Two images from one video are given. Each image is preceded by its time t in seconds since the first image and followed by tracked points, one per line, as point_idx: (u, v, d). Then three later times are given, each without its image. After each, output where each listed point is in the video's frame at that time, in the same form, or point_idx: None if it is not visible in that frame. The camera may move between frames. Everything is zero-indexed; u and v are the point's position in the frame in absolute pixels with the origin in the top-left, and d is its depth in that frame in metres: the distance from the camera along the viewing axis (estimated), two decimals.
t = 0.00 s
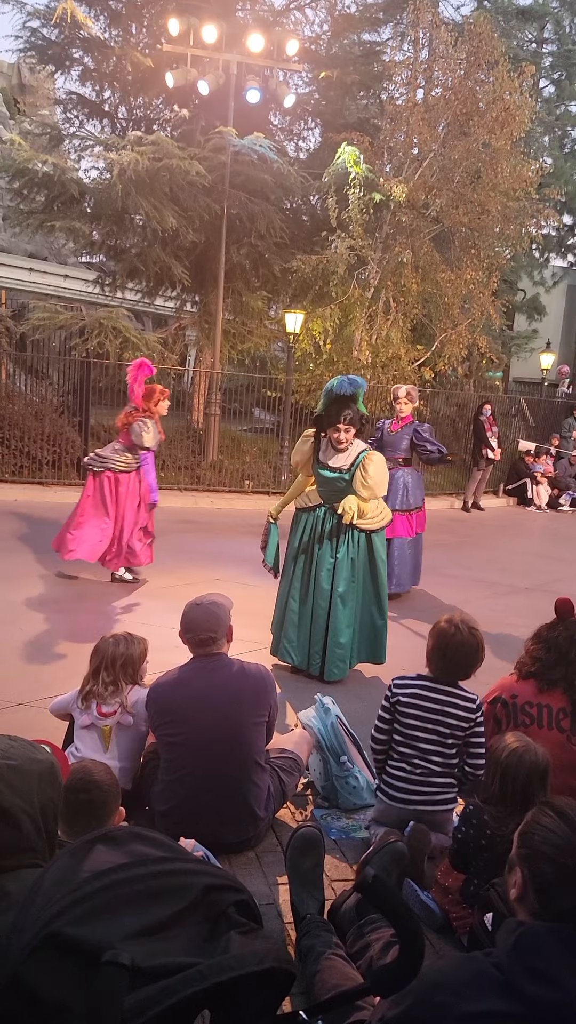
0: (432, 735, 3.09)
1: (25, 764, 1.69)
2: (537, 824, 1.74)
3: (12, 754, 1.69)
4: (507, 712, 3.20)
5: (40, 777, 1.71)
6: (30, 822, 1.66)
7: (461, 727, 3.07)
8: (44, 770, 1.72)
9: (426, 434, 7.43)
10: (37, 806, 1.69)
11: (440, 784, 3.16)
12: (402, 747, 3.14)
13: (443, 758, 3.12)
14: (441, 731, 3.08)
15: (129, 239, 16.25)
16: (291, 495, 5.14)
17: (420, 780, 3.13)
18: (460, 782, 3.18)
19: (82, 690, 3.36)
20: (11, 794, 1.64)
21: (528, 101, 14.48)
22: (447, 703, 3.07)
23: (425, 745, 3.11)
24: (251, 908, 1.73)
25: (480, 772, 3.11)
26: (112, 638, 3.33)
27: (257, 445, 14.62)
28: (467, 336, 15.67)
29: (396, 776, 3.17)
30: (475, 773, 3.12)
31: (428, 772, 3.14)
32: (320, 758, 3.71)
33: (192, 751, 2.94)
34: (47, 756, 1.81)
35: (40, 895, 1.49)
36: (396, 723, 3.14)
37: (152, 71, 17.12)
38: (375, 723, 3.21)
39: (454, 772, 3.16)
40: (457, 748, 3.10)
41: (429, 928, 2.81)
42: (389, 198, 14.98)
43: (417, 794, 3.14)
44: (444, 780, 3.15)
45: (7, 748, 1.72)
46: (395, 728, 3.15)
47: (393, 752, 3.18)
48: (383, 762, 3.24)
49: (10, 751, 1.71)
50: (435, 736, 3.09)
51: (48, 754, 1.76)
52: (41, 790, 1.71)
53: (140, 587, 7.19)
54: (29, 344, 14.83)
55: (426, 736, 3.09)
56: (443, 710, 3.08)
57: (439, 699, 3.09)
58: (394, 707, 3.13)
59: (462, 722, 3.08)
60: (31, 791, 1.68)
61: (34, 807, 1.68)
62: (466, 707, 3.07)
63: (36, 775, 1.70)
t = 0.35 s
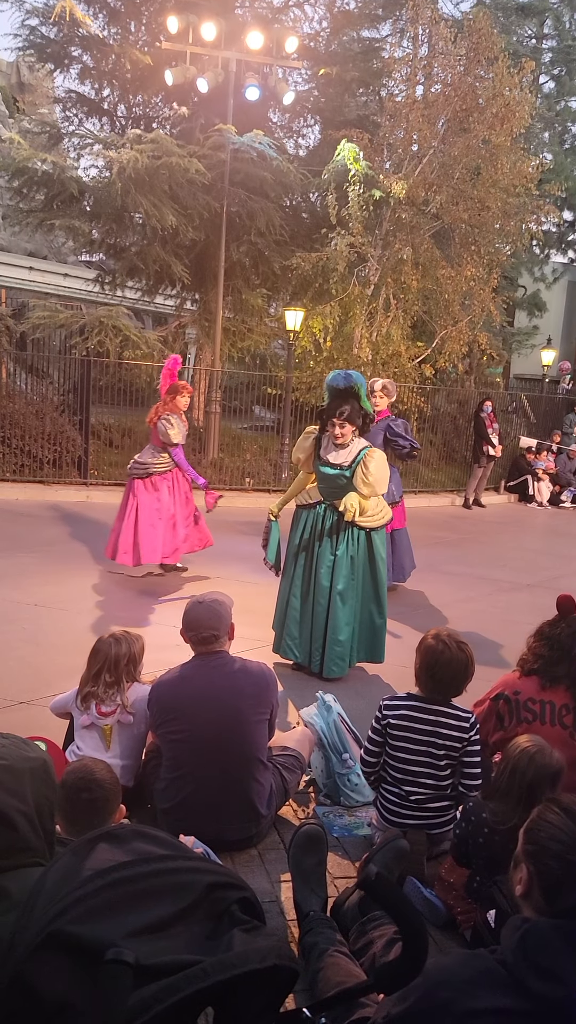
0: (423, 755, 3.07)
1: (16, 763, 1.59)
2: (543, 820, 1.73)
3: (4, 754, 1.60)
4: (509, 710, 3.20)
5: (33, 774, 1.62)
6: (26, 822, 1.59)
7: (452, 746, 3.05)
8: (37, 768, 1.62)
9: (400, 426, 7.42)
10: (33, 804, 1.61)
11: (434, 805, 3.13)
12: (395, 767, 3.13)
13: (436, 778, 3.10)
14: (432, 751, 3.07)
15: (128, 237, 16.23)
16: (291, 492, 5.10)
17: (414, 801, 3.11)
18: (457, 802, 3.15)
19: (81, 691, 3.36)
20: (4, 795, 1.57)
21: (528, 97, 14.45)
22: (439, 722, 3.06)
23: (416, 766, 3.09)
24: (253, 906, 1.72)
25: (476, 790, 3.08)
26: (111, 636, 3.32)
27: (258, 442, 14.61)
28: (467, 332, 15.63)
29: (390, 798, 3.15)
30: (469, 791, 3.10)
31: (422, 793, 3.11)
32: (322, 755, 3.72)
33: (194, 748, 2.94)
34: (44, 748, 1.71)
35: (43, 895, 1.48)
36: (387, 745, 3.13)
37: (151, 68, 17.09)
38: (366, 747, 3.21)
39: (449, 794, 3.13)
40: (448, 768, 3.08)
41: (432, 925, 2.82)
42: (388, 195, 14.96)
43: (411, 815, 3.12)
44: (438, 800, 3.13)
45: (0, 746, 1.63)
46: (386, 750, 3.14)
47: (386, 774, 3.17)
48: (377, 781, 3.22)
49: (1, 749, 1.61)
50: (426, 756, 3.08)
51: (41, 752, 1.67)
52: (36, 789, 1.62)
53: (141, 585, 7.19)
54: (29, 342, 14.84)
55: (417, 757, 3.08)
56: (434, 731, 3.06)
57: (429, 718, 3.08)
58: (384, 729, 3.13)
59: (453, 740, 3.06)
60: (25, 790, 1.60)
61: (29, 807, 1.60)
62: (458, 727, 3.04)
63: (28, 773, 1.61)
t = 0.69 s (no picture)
0: (430, 749, 3.08)
1: (9, 766, 1.58)
2: (548, 816, 1.73)
3: None
4: (514, 705, 3.19)
5: (27, 776, 1.61)
6: (25, 823, 1.59)
7: (458, 739, 3.05)
8: (31, 767, 1.61)
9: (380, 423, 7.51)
10: (30, 806, 1.60)
11: (440, 800, 3.12)
12: (401, 761, 3.13)
13: (442, 774, 3.10)
14: (439, 744, 3.07)
15: (130, 236, 16.22)
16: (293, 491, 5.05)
17: (421, 796, 3.11)
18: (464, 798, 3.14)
19: (84, 691, 3.36)
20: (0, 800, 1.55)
21: (529, 92, 14.41)
22: (445, 716, 3.06)
23: (423, 760, 3.09)
24: (259, 904, 1.72)
25: (484, 786, 3.06)
26: (113, 635, 3.32)
27: (260, 441, 14.59)
28: (469, 329, 15.58)
29: (396, 791, 3.16)
30: (476, 786, 3.08)
31: (428, 787, 3.11)
32: (327, 753, 3.72)
33: (200, 746, 2.94)
34: (37, 747, 1.70)
35: (48, 895, 1.49)
36: (394, 738, 3.15)
37: (152, 66, 17.10)
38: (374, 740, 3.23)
39: (455, 789, 3.13)
40: (455, 762, 3.08)
41: (438, 922, 2.83)
42: (390, 192, 14.93)
43: (417, 809, 3.11)
44: (445, 794, 3.12)
45: None
46: (393, 744, 3.16)
47: (393, 767, 3.17)
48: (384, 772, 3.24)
49: None
50: (433, 750, 3.08)
51: (36, 751, 1.66)
52: (31, 788, 1.62)
53: (145, 583, 7.22)
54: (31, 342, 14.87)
55: (424, 750, 3.09)
56: (439, 724, 3.07)
57: (435, 713, 3.08)
58: (390, 724, 3.14)
59: (460, 733, 3.07)
60: (21, 793, 1.59)
61: (26, 808, 1.59)
62: (462, 717, 3.06)
63: (22, 774, 1.60)
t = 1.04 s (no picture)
0: (433, 745, 3.08)
1: (11, 766, 1.58)
2: (554, 813, 1.72)
3: None
4: (518, 703, 3.18)
5: (30, 775, 1.60)
6: (28, 822, 1.58)
7: (461, 734, 3.04)
8: (34, 767, 1.61)
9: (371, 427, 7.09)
10: (33, 806, 1.60)
11: (445, 796, 3.11)
12: (405, 757, 3.14)
13: (446, 770, 3.09)
14: (441, 739, 3.07)
15: (132, 234, 16.20)
16: (296, 489, 5.09)
17: (425, 792, 3.10)
18: (467, 796, 3.12)
19: (88, 689, 3.36)
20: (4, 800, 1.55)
21: (531, 87, 14.37)
22: (448, 712, 3.06)
23: (426, 756, 3.09)
24: (264, 901, 1.71)
25: (487, 781, 3.03)
26: (117, 633, 3.33)
27: (263, 438, 14.60)
28: (472, 325, 15.55)
29: (401, 787, 3.15)
30: (480, 782, 3.05)
31: (432, 783, 3.10)
32: (331, 750, 3.71)
33: (204, 743, 2.94)
34: (40, 745, 1.70)
35: (53, 892, 1.49)
36: (398, 734, 3.15)
37: (152, 64, 17.07)
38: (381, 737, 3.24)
39: (459, 785, 3.11)
40: (457, 757, 3.07)
41: (444, 919, 2.83)
42: (391, 188, 14.90)
43: (420, 805, 3.10)
44: (448, 791, 3.11)
45: None
46: (397, 740, 3.16)
47: (397, 763, 3.18)
48: (389, 768, 3.24)
49: None
50: (436, 745, 3.07)
51: (40, 752, 1.66)
52: (35, 788, 1.62)
53: (148, 582, 7.23)
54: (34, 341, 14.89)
55: (427, 745, 3.08)
56: (442, 719, 3.07)
57: (439, 709, 3.08)
58: (394, 720, 3.15)
59: (463, 730, 3.06)
60: (24, 793, 1.59)
61: (30, 808, 1.59)
62: (466, 713, 3.04)
63: (25, 774, 1.59)
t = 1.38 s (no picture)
0: (437, 745, 3.07)
1: (20, 769, 1.58)
2: (560, 812, 1.71)
3: (8, 759, 1.58)
4: (523, 699, 3.18)
5: (38, 777, 1.61)
6: (37, 824, 1.58)
7: (465, 735, 3.03)
8: (42, 768, 1.61)
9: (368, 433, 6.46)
10: (41, 807, 1.60)
11: (449, 795, 3.11)
12: (409, 755, 3.13)
13: (451, 769, 3.08)
14: (446, 740, 3.06)
15: (135, 233, 16.20)
16: (300, 487, 5.12)
17: (430, 791, 3.10)
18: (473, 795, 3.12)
19: (93, 688, 3.36)
20: (11, 802, 1.55)
21: (535, 83, 14.33)
22: (450, 712, 3.04)
23: (430, 756, 3.09)
24: (269, 899, 1.71)
25: (494, 781, 3.01)
26: (121, 632, 3.32)
27: (267, 436, 14.60)
28: (476, 322, 15.53)
29: (405, 787, 3.15)
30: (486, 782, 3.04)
31: (436, 782, 3.10)
32: (336, 747, 3.71)
33: (209, 741, 2.94)
34: (46, 746, 1.70)
35: (59, 890, 1.49)
36: (403, 734, 3.15)
37: (155, 62, 17.10)
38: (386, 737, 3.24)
39: (464, 784, 3.11)
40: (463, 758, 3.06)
41: (449, 915, 2.82)
42: (395, 185, 14.89)
43: (425, 804, 3.10)
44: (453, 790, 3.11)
45: (5, 747, 1.62)
46: (402, 740, 3.16)
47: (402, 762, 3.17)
48: (394, 767, 3.25)
49: (3, 755, 1.59)
50: (441, 745, 3.06)
51: (48, 753, 1.66)
52: (42, 789, 1.62)
53: (153, 579, 7.24)
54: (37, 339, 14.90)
55: (431, 746, 3.08)
56: (446, 720, 3.06)
57: (443, 709, 3.07)
58: (399, 719, 3.15)
59: (467, 729, 3.04)
60: (32, 795, 1.59)
61: (38, 809, 1.59)
62: (470, 714, 3.03)
63: (34, 775, 1.60)
